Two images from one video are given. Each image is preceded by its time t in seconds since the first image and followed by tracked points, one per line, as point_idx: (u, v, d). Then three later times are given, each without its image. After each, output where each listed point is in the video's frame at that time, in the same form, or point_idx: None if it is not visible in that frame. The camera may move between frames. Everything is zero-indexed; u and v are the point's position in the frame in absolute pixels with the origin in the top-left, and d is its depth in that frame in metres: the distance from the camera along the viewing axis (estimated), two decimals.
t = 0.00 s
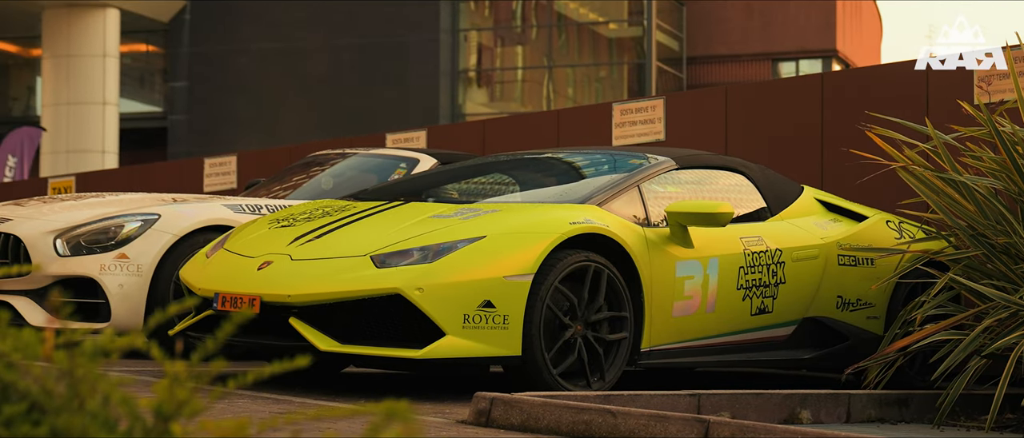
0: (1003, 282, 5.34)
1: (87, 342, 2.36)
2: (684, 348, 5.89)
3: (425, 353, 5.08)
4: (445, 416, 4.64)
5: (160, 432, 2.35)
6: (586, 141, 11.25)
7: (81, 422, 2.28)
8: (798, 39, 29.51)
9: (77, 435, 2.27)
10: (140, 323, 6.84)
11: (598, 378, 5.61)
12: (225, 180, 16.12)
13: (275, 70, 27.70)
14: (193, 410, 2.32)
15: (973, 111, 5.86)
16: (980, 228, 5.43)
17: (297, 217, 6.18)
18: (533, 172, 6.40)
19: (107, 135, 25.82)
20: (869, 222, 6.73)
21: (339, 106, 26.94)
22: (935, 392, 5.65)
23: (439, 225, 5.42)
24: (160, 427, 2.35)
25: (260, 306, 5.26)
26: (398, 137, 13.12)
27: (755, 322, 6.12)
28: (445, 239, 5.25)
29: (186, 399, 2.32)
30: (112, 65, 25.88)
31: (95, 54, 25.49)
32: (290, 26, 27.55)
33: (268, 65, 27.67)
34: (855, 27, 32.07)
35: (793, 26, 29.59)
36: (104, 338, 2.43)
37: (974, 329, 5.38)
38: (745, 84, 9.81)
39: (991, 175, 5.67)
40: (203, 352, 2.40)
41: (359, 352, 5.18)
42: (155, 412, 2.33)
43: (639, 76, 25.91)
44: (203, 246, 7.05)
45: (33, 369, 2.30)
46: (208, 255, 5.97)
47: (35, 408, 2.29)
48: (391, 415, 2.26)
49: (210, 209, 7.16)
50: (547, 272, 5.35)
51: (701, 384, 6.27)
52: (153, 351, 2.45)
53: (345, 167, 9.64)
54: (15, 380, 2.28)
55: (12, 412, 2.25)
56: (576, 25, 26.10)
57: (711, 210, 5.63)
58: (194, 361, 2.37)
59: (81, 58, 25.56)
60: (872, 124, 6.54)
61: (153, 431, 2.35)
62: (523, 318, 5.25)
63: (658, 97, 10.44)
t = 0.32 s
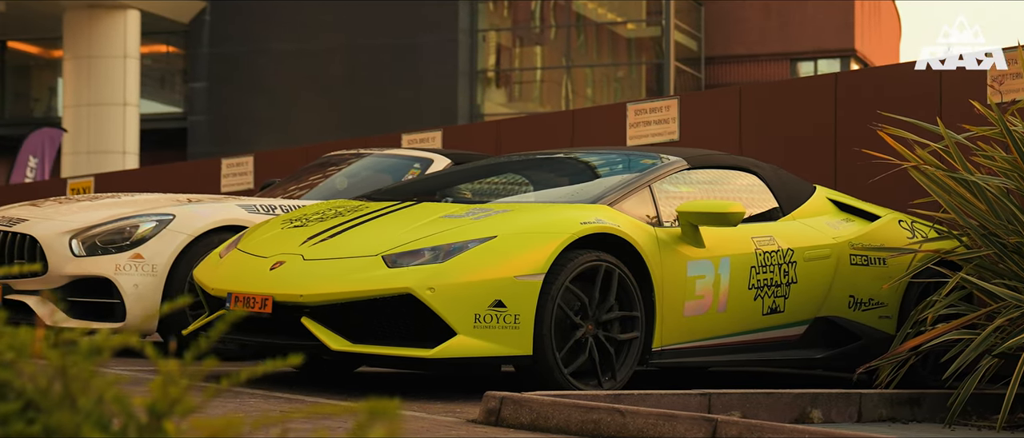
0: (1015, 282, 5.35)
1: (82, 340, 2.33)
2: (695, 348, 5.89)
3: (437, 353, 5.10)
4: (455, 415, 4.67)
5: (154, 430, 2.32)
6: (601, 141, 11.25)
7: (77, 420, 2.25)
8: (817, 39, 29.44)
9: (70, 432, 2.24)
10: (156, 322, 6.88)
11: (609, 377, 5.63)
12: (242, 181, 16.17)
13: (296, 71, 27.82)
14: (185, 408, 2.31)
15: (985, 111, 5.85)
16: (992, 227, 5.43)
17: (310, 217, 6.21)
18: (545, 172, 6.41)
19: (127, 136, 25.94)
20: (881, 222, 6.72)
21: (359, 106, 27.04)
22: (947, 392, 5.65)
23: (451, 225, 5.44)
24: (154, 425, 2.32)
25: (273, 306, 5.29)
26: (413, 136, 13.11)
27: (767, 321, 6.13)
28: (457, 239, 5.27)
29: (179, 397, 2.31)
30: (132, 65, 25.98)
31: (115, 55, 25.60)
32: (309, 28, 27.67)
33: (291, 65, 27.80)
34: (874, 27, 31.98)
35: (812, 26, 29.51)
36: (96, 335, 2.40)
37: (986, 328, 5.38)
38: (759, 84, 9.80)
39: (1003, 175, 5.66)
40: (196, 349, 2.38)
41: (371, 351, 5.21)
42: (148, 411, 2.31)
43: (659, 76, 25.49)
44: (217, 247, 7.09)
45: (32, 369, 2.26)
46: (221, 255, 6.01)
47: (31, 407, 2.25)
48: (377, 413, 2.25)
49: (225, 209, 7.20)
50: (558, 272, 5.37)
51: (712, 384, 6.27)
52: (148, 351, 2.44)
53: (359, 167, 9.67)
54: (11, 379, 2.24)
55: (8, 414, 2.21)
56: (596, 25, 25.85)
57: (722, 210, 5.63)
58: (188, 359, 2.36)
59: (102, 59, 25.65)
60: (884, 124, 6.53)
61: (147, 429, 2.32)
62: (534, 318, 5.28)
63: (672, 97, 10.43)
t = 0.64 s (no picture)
0: None
1: (76, 342, 2.44)
2: (706, 348, 5.90)
3: (448, 353, 5.13)
4: (466, 414, 4.70)
5: (147, 429, 2.39)
6: (616, 141, 11.25)
7: (70, 420, 2.32)
8: (836, 39, 29.38)
9: (62, 432, 2.31)
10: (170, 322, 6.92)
11: (620, 377, 5.64)
12: (260, 181, 16.25)
13: (317, 73, 27.93)
14: (177, 403, 2.38)
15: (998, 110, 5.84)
16: (1004, 227, 5.43)
17: (323, 218, 6.24)
18: (558, 173, 6.43)
19: (149, 138, 26.11)
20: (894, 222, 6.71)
21: (380, 107, 27.15)
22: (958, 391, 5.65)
23: (462, 225, 5.46)
24: (147, 424, 2.40)
25: (285, 306, 5.33)
26: (428, 137, 13.14)
27: (779, 321, 6.13)
28: (468, 239, 5.29)
29: (171, 395, 2.38)
30: (153, 67, 26.03)
31: (135, 56, 25.68)
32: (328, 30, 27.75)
33: (312, 66, 27.91)
34: (893, 27, 31.90)
35: (831, 26, 29.46)
36: (90, 336, 2.50)
37: (997, 328, 5.38)
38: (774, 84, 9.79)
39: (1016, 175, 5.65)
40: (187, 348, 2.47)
41: (383, 351, 5.24)
42: (142, 407, 2.39)
43: (678, 76, 25.59)
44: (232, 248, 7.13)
45: (27, 369, 2.38)
46: (235, 256, 6.05)
47: (25, 405, 2.36)
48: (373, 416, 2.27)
49: (239, 210, 7.23)
50: (569, 272, 5.38)
51: (723, 383, 6.28)
52: (141, 350, 2.51)
53: (374, 168, 9.70)
54: (6, 378, 2.36)
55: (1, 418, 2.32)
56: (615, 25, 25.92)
57: (733, 210, 5.64)
58: (181, 359, 2.44)
59: (122, 60, 25.75)
60: (896, 124, 6.51)
61: (140, 428, 2.39)
62: (545, 317, 5.29)
63: (686, 97, 10.43)
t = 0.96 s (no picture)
0: None
1: (68, 340, 2.42)
2: (717, 348, 5.90)
3: (458, 353, 5.15)
4: (476, 414, 4.71)
5: (137, 428, 2.40)
6: (632, 141, 11.25)
7: (59, 419, 2.32)
8: (856, 38, 29.29)
9: (53, 433, 2.31)
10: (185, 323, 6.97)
11: (631, 377, 5.65)
12: (278, 181, 16.31)
13: (338, 74, 28.01)
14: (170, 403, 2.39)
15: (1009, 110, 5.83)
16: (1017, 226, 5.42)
17: (336, 218, 6.27)
18: (570, 174, 6.44)
19: (171, 139, 26.15)
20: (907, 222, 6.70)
21: (399, 107, 27.21)
22: (970, 391, 5.64)
23: (473, 226, 5.48)
24: (137, 423, 2.41)
25: (297, 307, 5.36)
26: (445, 138, 13.17)
27: (791, 321, 6.13)
28: (479, 239, 5.31)
29: (161, 394, 2.40)
30: (174, 68, 26.14)
31: (157, 58, 25.79)
32: (348, 31, 27.83)
33: (336, 66, 27.97)
34: (913, 26, 31.81)
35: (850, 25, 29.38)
36: (79, 334, 2.49)
37: (1009, 328, 5.37)
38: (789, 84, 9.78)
39: None
40: (177, 349, 2.47)
41: (394, 352, 5.27)
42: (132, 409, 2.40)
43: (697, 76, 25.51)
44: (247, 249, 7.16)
45: (19, 369, 2.35)
46: (248, 256, 6.08)
47: (16, 405, 2.34)
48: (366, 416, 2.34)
49: (253, 211, 7.27)
50: (579, 272, 5.40)
51: (735, 383, 6.28)
52: (133, 350, 2.53)
53: (390, 169, 9.72)
54: None
55: None
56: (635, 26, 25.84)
57: (745, 210, 5.64)
58: (172, 359, 2.45)
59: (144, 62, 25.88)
60: (909, 123, 6.50)
61: (131, 427, 2.41)
62: (555, 317, 5.31)
63: (701, 97, 10.42)
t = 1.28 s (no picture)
0: None
1: (64, 339, 2.51)
2: (728, 348, 5.91)
3: (469, 353, 5.17)
4: (486, 414, 4.74)
5: (128, 428, 2.43)
6: (648, 142, 11.27)
7: (48, 418, 2.37)
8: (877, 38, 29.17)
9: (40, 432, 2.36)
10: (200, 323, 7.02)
11: (642, 377, 5.66)
12: (297, 182, 16.39)
13: (359, 75, 28.11)
14: (160, 403, 2.43)
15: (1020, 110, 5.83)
16: None
17: (349, 219, 6.30)
18: (583, 174, 6.46)
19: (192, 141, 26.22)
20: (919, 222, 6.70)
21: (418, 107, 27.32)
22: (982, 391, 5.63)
23: (485, 226, 5.50)
24: (128, 423, 2.43)
25: (309, 307, 5.39)
26: (463, 138, 13.22)
27: (802, 321, 6.13)
28: (491, 240, 5.34)
29: (152, 394, 2.42)
30: (196, 70, 26.24)
31: (180, 59, 25.92)
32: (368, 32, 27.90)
33: (355, 67, 28.04)
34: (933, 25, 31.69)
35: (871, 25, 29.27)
36: (77, 334, 2.57)
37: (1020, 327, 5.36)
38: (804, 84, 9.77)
39: None
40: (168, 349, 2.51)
41: (406, 352, 5.29)
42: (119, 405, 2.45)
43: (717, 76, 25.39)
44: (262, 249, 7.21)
45: (10, 369, 2.43)
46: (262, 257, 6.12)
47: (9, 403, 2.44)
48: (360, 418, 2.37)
49: (268, 211, 7.31)
50: (590, 272, 5.42)
51: (746, 382, 6.29)
52: (124, 348, 2.59)
53: (406, 169, 9.76)
54: None
55: None
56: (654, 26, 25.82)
57: (756, 210, 5.65)
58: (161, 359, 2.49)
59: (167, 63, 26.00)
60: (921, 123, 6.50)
61: (121, 427, 2.43)
62: (566, 317, 5.33)
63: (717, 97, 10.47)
